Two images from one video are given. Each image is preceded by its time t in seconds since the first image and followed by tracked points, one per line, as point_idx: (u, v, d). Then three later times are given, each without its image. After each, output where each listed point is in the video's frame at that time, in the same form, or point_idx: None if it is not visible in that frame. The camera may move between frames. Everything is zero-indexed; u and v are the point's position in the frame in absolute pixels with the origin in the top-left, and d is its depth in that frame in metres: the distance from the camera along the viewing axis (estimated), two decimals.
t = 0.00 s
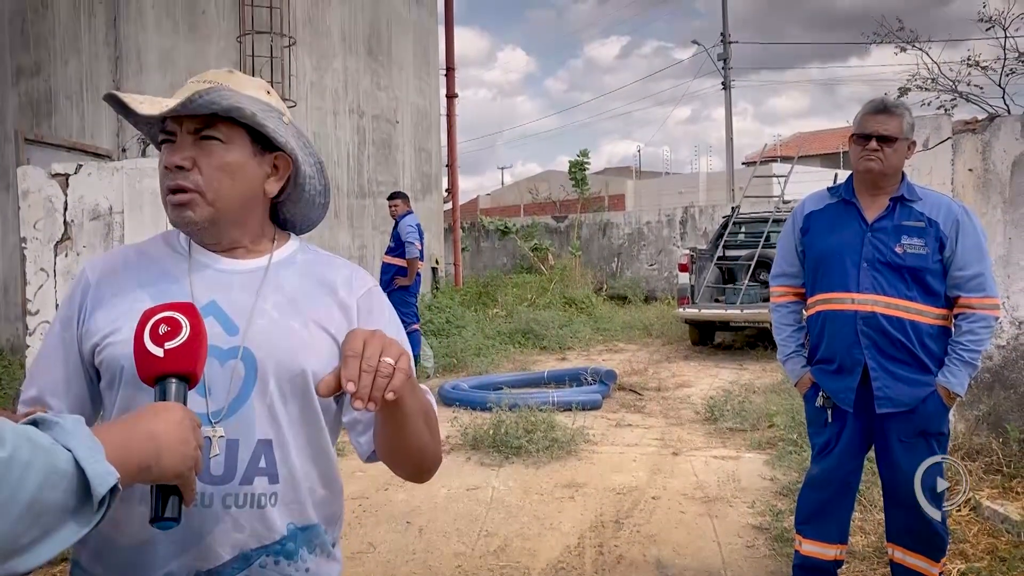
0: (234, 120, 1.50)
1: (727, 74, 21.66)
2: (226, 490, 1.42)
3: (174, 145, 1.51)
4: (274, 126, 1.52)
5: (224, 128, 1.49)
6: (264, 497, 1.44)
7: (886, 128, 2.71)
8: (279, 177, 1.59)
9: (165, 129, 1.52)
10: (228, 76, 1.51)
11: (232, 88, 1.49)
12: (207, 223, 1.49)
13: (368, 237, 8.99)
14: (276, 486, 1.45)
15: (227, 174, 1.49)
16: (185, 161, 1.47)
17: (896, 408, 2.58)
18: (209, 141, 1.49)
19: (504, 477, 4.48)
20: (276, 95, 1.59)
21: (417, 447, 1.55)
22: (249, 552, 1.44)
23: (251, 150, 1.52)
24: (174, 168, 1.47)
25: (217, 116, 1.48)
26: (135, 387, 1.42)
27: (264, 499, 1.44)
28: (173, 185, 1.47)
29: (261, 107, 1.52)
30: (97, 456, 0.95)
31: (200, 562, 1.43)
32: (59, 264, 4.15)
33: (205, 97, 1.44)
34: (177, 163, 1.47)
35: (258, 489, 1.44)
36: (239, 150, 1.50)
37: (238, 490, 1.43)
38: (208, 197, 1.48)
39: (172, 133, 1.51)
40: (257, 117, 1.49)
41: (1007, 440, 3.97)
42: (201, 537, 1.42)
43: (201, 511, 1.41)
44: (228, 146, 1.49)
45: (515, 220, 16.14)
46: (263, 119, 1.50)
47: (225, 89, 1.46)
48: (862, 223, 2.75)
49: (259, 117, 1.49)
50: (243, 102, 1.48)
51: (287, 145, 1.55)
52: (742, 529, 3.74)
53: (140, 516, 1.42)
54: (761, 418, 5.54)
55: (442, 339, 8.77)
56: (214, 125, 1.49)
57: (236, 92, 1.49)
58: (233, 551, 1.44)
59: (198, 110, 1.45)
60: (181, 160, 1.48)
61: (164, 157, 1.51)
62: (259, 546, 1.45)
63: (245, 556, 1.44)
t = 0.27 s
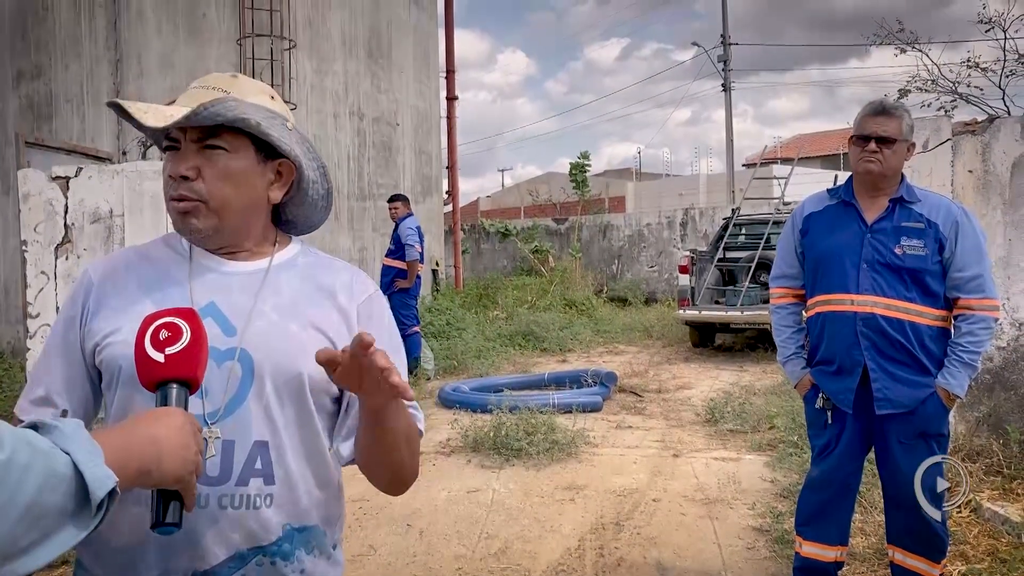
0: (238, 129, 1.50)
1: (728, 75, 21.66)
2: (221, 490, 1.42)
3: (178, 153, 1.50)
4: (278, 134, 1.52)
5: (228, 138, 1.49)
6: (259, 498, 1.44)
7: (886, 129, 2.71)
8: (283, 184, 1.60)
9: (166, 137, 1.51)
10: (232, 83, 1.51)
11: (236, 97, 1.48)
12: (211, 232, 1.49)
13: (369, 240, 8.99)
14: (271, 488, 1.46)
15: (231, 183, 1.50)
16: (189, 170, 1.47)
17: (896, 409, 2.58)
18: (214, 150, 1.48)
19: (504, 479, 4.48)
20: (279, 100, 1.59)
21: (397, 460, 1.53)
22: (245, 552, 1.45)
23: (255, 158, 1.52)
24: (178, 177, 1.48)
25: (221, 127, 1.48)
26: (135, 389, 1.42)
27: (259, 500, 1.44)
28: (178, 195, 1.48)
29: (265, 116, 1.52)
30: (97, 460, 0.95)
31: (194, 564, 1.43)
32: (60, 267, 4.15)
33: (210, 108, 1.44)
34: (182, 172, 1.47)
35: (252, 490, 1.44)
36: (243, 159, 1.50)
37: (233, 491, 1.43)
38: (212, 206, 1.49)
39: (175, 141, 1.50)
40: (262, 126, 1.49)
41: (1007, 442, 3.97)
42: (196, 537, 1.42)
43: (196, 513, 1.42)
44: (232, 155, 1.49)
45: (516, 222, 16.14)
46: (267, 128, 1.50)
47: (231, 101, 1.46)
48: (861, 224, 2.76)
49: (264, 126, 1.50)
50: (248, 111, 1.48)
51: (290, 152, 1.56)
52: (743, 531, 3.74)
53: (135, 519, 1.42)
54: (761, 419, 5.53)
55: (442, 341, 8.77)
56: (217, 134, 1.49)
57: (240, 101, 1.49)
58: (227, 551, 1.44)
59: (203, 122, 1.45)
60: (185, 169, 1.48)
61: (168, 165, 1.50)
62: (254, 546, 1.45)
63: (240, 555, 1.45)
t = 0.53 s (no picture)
0: (249, 146, 1.49)
1: (727, 77, 21.68)
2: (221, 495, 1.42)
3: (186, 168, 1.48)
4: (290, 148, 1.52)
5: (240, 154, 1.49)
6: (258, 503, 1.44)
7: (886, 131, 2.71)
8: (291, 193, 1.61)
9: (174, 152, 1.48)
10: (240, 94, 1.48)
11: (248, 112, 1.47)
12: (222, 246, 1.50)
13: (369, 242, 8.99)
14: (271, 493, 1.45)
15: (243, 199, 1.50)
16: (201, 189, 1.46)
17: (897, 411, 2.58)
18: (225, 168, 1.48)
19: (505, 481, 4.48)
20: (285, 106, 1.58)
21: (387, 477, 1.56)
22: (244, 556, 1.45)
23: (266, 173, 1.53)
24: (189, 195, 1.46)
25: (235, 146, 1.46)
26: (138, 393, 1.42)
27: (258, 505, 1.44)
28: (190, 214, 1.47)
29: (277, 130, 1.51)
30: (100, 467, 0.95)
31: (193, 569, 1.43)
32: (60, 270, 4.15)
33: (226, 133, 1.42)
34: (194, 191, 1.46)
35: (252, 495, 1.44)
36: (255, 175, 1.50)
37: (233, 496, 1.43)
38: (224, 223, 1.49)
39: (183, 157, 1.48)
40: (275, 143, 1.49)
41: (1009, 443, 3.97)
42: (195, 541, 1.42)
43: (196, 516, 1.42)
44: (245, 172, 1.49)
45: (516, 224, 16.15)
46: (280, 145, 1.50)
47: (245, 120, 1.45)
48: (862, 226, 2.76)
49: (277, 142, 1.50)
50: (261, 129, 1.48)
51: (301, 163, 1.57)
52: (744, 533, 3.73)
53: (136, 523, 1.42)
54: (762, 421, 5.53)
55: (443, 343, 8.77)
56: (229, 152, 1.48)
57: (252, 117, 1.47)
58: (226, 555, 1.44)
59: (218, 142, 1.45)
60: (196, 187, 1.46)
61: (175, 180, 1.48)
62: (253, 551, 1.45)
63: (239, 560, 1.44)
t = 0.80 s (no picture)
0: (256, 147, 1.50)
1: (727, 78, 21.69)
2: (225, 502, 1.42)
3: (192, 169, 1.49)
4: (295, 150, 1.53)
5: (247, 155, 1.49)
6: (263, 511, 1.44)
7: (886, 132, 2.71)
8: (295, 195, 1.61)
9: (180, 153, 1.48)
10: (248, 95, 1.49)
11: (255, 113, 1.48)
12: (228, 250, 1.50)
13: (370, 243, 8.99)
14: (274, 500, 1.45)
15: (249, 200, 1.51)
16: (207, 189, 1.47)
17: (899, 412, 2.57)
18: (231, 168, 1.49)
19: (506, 483, 4.48)
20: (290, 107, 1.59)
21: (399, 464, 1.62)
22: (248, 562, 1.45)
23: (270, 174, 1.53)
24: (196, 196, 1.47)
25: (242, 147, 1.47)
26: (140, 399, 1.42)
27: (262, 512, 1.44)
28: (196, 215, 1.48)
29: (283, 131, 1.52)
30: (99, 465, 0.95)
31: None
32: (61, 271, 4.14)
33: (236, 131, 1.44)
34: (200, 192, 1.47)
35: (257, 502, 1.44)
36: (261, 176, 1.51)
37: (238, 503, 1.43)
38: (229, 225, 1.49)
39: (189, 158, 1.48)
40: (281, 143, 1.50)
41: (1010, 444, 3.96)
42: (199, 549, 1.43)
43: (200, 524, 1.42)
44: (251, 174, 1.50)
45: (517, 225, 16.14)
46: (288, 146, 1.51)
47: (254, 120, 1.46)
48: (863, 227, 2.75)
49: (283, 143, 1.50)
50: (268, 129, 1.48)
51: (305, 166, 1.57)
52: (745, 534, 3.73)
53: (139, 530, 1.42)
54: (763, 422, 5.52)
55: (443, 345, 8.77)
56: (236, 153, 1.49)
57: (259, 117, 1.48)
58: (230, 562, 1.44)
59: (228, 144, 1.46)
60: (203, 188, 1.47)
61: (181, 182, 1.49)
62: (257, 557, 1.46)
63: (244, 565, 1.45)
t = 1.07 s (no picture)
0: (260, 150, 1.50)
1: (727, 78, 21.71)
2: (232, 497, 1.42)
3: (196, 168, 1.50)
4: (299, 154, 1.53)
5: (251, 158, 1.50)
6: (271, 504, 1.44)
7: (887, 133, 2.71)
8: (300, 197, 1.61)
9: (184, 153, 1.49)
10: (254, 100, 1.50)
11: (260, 117, 1.49)
12: (231, 251, 1.51)
13: (370, 244, 9.00)
14: (282, 495, 1.45)
15: (251, 201, 1.51)
16: (211, 188, 1.48)
17: (901, 413, 2.57)
18: (235, 170, 1.49)
19: (507, 484, 4.48)
20: (297, 113, 1.59)
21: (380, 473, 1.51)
22: (255, 558, 1.45)
23: (275, 177, 1.54)
24: (199, 194, 1.48)
25: (246, 149, 1.48)
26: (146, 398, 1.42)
27: (269, 507, 1.44)
28: (199, 213, 1.48)
29: (288, 135, 1.52)
30: (101, 469, 0.95)
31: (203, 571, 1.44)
32: (61, 273, 4.14)
33: (238, 136, 1.44)
34: (203, 191, 1.47)
35: (264, 496, 1.44)
36: (265, 178, 1.52)
37: (245, 497, 1.43)
38: (232, 224, 1.50)
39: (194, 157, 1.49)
40: (285, 148, 1.50)
41: (1010, 444, 3.97)
42: (206, 543, 1.43)
43: (207, 518, 1.42)
44: (254, 175, 1.50)
45: (517, 226, 16.15)
46: (292, 151, 1.51)
47: (255, 125, 1.47)
48: (864, 227, 2.75)
49: (287, 148, 1.50)
50: (272, 133, 1.48)
51: (310, 171, 1.57)
52: (746, 534, 3.73)
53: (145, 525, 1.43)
54: (763, 422, 5.53)
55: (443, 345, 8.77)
56: (240, 155, 1.49)
57: (264, 121, 1.49)
58: (238, 557, 1.44)
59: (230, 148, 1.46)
60: (206, 187, 1.48)
61: (185, 180, 1.50)
62: (264, 552, 1.46)
63: (250, 561, 1.45)
